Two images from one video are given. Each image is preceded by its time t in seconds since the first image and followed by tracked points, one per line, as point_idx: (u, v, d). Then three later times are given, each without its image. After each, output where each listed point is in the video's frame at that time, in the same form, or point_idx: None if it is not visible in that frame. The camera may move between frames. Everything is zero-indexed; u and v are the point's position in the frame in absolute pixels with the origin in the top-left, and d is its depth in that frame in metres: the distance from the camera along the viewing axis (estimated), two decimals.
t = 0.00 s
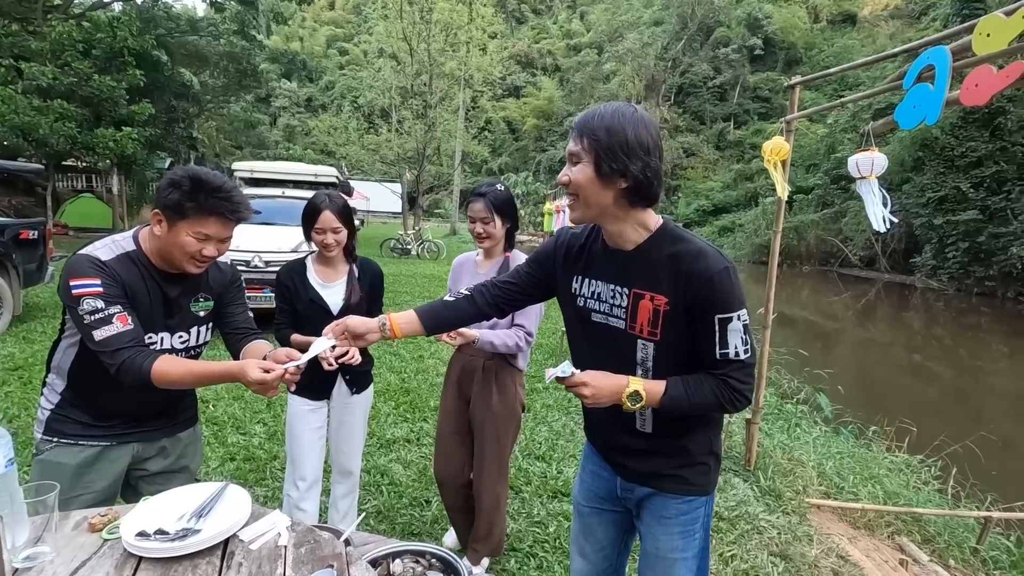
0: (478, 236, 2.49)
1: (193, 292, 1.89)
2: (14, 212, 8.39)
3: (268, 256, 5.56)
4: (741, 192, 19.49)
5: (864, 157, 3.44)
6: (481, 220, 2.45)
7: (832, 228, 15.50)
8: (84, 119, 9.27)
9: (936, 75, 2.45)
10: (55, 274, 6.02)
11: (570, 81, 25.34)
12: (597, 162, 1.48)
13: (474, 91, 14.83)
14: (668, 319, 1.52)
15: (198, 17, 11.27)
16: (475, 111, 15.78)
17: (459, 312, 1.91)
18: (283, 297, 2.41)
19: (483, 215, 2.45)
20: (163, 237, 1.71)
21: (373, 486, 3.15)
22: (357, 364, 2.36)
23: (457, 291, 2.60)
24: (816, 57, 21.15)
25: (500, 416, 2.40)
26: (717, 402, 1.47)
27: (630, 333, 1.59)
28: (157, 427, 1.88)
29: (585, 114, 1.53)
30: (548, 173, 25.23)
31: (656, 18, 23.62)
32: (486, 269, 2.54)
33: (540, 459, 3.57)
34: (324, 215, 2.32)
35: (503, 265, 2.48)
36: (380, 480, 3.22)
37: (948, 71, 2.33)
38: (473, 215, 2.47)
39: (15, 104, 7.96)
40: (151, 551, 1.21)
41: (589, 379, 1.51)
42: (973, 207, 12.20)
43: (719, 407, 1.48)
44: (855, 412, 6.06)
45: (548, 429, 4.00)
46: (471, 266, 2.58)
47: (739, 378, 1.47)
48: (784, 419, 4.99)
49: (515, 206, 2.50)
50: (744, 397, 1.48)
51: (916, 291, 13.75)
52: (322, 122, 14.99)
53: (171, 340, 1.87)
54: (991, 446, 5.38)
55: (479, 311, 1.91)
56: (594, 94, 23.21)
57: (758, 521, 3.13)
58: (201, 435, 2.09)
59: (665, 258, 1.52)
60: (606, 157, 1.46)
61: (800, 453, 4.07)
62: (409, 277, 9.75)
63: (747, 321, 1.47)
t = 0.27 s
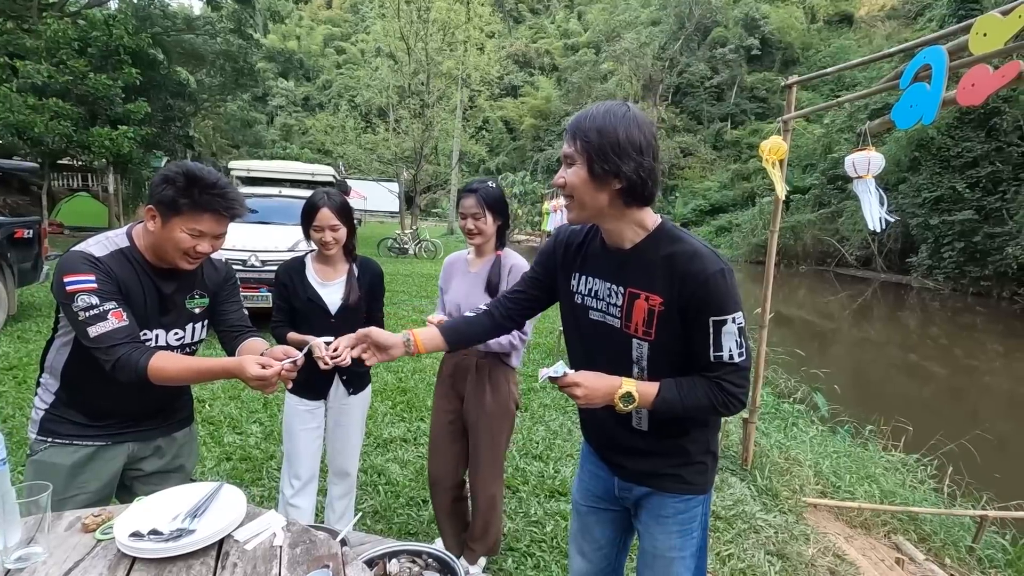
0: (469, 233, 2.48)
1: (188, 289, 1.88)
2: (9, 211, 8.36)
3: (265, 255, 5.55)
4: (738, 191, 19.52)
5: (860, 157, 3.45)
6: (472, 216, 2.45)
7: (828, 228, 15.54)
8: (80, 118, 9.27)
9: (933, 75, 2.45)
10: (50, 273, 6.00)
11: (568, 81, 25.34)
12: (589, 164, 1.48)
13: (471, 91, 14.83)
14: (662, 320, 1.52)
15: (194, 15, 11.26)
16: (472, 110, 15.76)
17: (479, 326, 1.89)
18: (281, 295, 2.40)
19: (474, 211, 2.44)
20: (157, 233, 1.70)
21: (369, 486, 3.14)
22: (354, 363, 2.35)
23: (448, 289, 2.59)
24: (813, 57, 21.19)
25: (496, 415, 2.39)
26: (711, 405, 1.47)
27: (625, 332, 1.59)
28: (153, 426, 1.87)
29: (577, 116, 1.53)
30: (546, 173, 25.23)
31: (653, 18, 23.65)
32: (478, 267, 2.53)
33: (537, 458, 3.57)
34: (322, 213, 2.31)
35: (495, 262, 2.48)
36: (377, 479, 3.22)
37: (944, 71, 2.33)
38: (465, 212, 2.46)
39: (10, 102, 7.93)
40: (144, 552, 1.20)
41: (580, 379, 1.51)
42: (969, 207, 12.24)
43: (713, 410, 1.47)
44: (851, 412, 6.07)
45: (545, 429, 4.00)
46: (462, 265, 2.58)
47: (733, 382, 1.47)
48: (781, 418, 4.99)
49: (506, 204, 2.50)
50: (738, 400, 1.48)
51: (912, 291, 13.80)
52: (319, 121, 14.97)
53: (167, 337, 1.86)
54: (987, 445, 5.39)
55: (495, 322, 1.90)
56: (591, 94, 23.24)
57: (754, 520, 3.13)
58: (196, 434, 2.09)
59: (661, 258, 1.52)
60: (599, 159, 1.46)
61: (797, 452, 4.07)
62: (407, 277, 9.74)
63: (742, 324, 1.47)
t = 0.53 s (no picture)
0: (463, 226, 2.48)
1: (189, 284, 1.88)
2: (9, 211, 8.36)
3: (265, 255, 5.55)
4: (738, 191, 19.52)
5: (861, 157, 3.44)
6: (466, 209, 2.44)
7: (829, 227, 15.55)
8: (81, 118, 9.25)
9: (935, 74, 2.44)
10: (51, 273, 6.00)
11: (568, 81, 25.33)
12: (604, 153, 1.47)
13: (472, 90, 14.82)
14: (663, 315, 1.51)
15: (195, 15, 11.27)
16: (472, 110, 15.75)
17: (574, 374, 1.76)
18: (286, 296, 2.40)
19: (468, 203, 2.44)
20: (160, 227, 1.70)
21: (371, 486, 3.14)
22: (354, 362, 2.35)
23: (442, 284, 2.59)
24: (813, 57, 21.19)
25: (490, 413, 2.39)
26: (706, 404, 1.45)
27: (626, 326, 1.60)
28: (156, 425, 1.87)
29: (592, 106, 1.52)
30: (546, 173, 25.23)
31: (654, 18, 23.66)
32: (471, 262, 2.53)
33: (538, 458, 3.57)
34: (326, 214, 2.30)
35: (488, 257, 2.47)
36: (378, 479, 3.21)
37: (947, 70, 2.32)
38: (459, 204, 2.46)
39: (10, 102, 7.93)
40: (147, 552, 1.20)
41: (580, 368, 1.51)
42: (969, 207, 12.23)
43: (709, 409, 1.46)
44: (852, 411, 6.06)
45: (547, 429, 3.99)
46: (455, 260, 2.57)
47: (733, 382, 1.45)
48: (782, 418, 4.99)
49: (501, 198, 2.49)
50: (738, 401, 1.46)
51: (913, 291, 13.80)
52: (319, 121, 14.98)
53: (168, 334, 1.85)
54: (988, 445, 5.39)
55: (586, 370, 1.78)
56: (591, 93, 23.24)
57: (756, 520, 3.13)
58: (198, 434, 2.08)
59: (667, 253, 1.51)
60: (613, 148, 1.45)
61: (798, 452, 4.07)
62: (407, 277, 9.73)
63: (747, 324, 1.43)
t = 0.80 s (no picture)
0: (459, 224, 2.48)
1: (190, 282, 1.88)
2: (9, 211, 8.36)
3: (266, 255, 5.55)
4: (738, 191, 19.52)
5: (863, 156, 3.43)
6: (462, 207, 2.45)
7: (829, 227, 15.54)
8: (81, 118, 9.24)
9: (936, 74, 2.44)
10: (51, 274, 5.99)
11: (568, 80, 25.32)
12: (615, 147, 1.47)
13: (472, 91, 14.82)
14: (661, 308, 1.51)
15: (195, 16, 11.29)
16: (473, 110, 15.75)
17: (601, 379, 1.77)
18: (287, 296, 2.40)
19: (464, 201, 2.45)
20: (163, 222, 1.70)
21: (372, 486, 3.14)
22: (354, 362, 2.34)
23: (438, 283, 2.58)
24: (814, 57, 21.20)
25: (489, 414, 2.40)
26: (700, 401, 1.43)
27: (625, 316, 1.59)
28: (158, 426, 1.87)
29: (604, 102, 1.53)
30: (546, 173, 25.26)
31: (654, 18, 23.67)
32: (467, 260, 2.53)
33: (539, 458, 3.57)
34: (327, 210, 2.30)
35: (484, 255, 2.47)
36: (379, 479, 3.22)
37: (948, 69, 2.32)
38: (455, 202, 2.47)
39: (11, 103, 7.92)
40: (148, 552, 1.20)
41: (580, 362, 1.53)
42: (970, 207, 12.23)
43: (702, 409, 1.44)
44: (853, 411, 6.07)
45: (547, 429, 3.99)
46: (451, 259, 2.57)
47: (729, 380, 1.42)
48: (783, 418, 4.99)
49: (497, 197, 2.50)
50: (734, 403, 1.43)
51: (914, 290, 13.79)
52: (320, 121, 14.99)
53: (168, 332, 1.84)
54: (989, 444, 5.39)
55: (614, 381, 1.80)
56: (592, 93, 23.25)
57: (758, 521, 3.13)
58: (201, 435, 2.09)
59: (671, 246, 1.51)
60: (625, 141, 1.45)
61: (799, 452, 4.07)
62: (408, 277, 9.73)
63: (747, 323, 1.41)
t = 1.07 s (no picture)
0: (460, 223, 2.49)
1: (191, 282, 1.88)
2: (10, 211, 8.37)
3: (267, 255, 5.55)
4: (739, 191, 19.51)
5: (864, 156, 3.43)
6: (463, 206, 2.46)
7: (830, 227, 15.53)
8: (82, 118, 9.25)
9: (937, 74, 2.44)
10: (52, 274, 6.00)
11: (569, 80, 25.32)
12: (627, 146, 1.48)
13: (472, 91, 14.81)
14: (663, 305, 1.50)
15: (196, 15, 11.30)
16: (473, 110, 15.75)
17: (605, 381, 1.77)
18: (285, 295, 2.39)
19: (465, 201, 2.45)
20: (166, 222, 1.70)
21: (372, 486, 3.15)
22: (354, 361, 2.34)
23: (438, 282, 2.58)
24: (814, 57, 21.19)
25: (489, 416, 2.40)
26: (698, 400, 1.43)
27: (626, 311, 1.59)
28: (160, 425, 1.87)
29: (616, 101, 1.54)
30: (546, 173, 25.27)
31: (654, 17, 23.66)
32: (469, 260, 2.53)
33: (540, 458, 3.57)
34: (317, 201, 2.35)
35: (486, 256, 2.47)
36: (379, 479, 3.22)
37: (949, 70, 2.32)
38: (457, 202, 2.48)
39: (12, 103, 7.92)
40: (150, 552, 1.20)
41: (581, 353, 1.52)
42: (970, 206, 12.22)
43: (699, 409, 1.44)
44: (854, 411, 6.06)
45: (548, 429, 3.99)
46: (452, 259, 2.58)
47: (728, 381, 1.42)
48: (783, 417, 4.99)
49: (499, 196, 2.50)
50: (732, 405, 1.43)
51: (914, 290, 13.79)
52: (320, 121, 14.99)
53: (169, 331, 1.85)
54: (990, 444, 5.39)
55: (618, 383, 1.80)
56: (592, 93, 23.24)
57: (758, 520, 3.13)
58: (203, 435, 2.09)
59: (678, 245, 1.51)
60: (637, 140, 1.46)
61: (800, 452, 4.07)
62: (409, 277, 9.73)
63: (749, 325, 1.42)
